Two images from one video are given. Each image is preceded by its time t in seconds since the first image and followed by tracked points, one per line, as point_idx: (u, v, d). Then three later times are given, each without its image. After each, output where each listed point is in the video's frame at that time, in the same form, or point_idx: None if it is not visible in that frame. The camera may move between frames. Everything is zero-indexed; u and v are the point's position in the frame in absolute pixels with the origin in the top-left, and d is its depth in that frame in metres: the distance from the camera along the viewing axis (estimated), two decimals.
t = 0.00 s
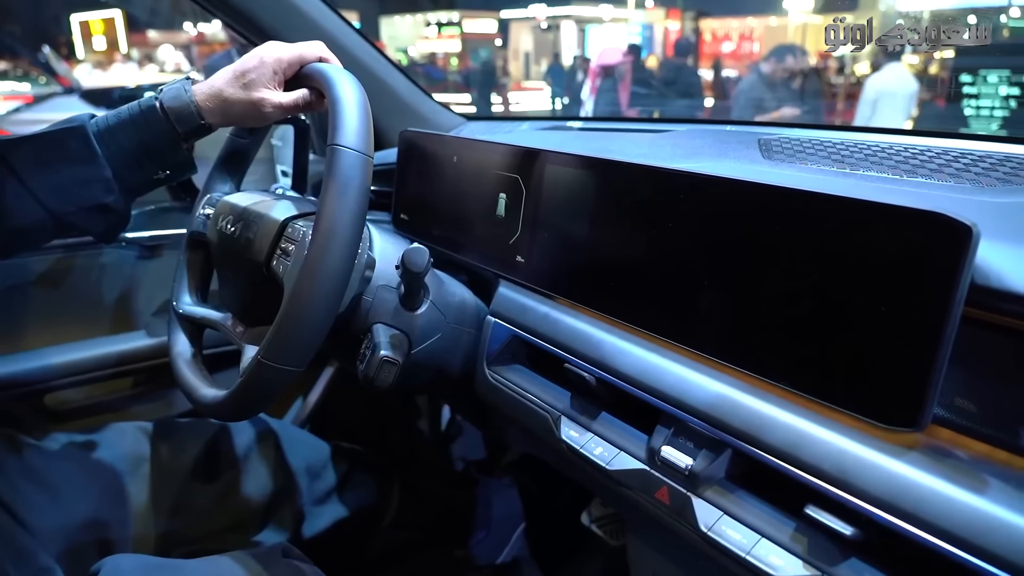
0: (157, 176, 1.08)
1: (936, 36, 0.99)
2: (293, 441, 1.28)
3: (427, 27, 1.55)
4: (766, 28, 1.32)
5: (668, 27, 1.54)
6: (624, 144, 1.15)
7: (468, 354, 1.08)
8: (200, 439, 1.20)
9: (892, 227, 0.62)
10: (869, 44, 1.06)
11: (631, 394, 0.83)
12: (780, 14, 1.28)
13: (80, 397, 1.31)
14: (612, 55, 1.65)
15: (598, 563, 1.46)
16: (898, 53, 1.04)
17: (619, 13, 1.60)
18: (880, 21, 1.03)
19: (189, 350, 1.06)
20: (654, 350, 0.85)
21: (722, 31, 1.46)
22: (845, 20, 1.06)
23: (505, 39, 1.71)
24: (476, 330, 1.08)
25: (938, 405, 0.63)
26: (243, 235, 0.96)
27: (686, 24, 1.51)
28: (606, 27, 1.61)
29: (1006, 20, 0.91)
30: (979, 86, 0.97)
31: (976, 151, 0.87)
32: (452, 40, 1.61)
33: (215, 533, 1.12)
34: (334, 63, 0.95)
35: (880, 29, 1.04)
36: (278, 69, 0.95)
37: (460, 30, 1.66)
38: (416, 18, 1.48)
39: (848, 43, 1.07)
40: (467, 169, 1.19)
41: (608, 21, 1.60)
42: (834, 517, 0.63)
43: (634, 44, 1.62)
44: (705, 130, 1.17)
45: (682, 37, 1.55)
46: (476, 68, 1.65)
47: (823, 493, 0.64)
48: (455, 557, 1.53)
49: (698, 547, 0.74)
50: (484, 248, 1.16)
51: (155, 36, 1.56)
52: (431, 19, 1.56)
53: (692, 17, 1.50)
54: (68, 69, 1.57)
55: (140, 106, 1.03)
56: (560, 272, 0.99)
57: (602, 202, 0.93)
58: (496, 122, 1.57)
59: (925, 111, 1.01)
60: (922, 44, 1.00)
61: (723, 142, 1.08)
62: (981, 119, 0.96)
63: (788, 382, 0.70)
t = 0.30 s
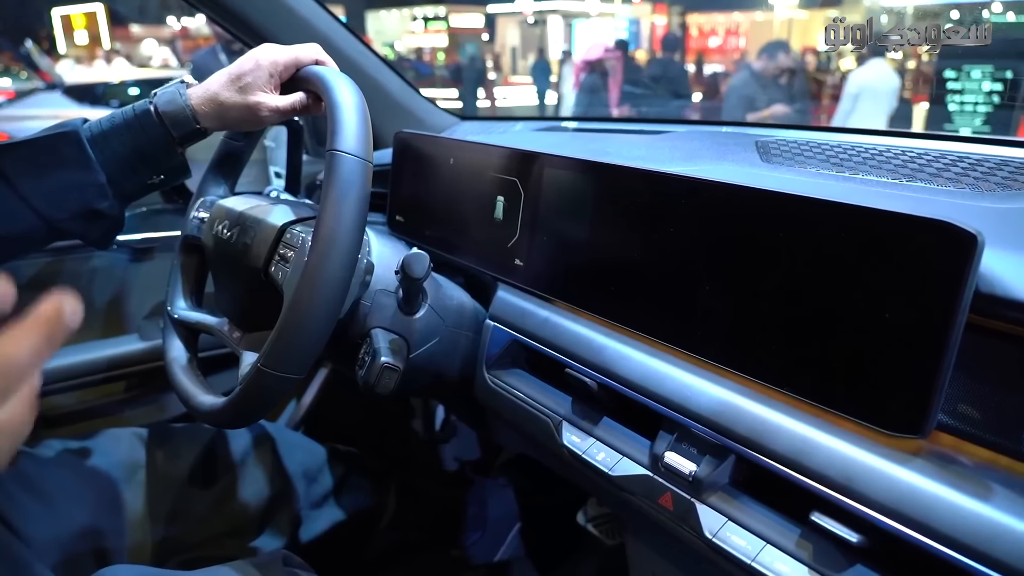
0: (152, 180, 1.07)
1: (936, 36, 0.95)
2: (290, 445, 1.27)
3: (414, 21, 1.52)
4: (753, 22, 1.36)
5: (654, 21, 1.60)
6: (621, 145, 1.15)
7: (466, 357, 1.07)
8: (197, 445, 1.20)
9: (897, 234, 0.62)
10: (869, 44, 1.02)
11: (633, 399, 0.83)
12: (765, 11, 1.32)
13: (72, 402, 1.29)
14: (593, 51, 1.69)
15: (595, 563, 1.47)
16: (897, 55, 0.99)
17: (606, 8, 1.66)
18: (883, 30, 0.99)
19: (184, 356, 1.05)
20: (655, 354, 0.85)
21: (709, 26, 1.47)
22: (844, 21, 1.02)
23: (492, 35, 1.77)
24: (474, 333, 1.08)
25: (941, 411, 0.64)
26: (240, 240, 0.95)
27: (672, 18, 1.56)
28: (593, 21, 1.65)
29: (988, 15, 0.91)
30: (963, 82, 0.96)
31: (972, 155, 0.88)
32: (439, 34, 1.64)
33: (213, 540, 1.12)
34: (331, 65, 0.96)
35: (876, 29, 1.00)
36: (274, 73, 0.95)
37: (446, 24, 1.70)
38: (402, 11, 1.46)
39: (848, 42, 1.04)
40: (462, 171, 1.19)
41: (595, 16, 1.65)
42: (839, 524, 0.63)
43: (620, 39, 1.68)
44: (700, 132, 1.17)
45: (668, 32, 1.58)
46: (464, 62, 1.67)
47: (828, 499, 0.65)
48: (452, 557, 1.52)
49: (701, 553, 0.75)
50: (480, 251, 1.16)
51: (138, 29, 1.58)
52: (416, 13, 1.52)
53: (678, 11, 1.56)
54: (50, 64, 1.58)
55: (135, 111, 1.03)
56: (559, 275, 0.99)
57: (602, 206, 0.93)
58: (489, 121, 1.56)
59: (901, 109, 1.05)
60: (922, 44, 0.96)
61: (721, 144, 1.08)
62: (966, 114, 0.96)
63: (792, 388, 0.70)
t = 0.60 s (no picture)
0: (151, 181, 1.05)
1: (936, 35, 0.91)
2: (290, 445, 1.26)
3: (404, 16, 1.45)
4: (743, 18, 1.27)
5: (645, 16, 1.59)
6: (624, 143, 1.14)
7: (471, 357, 1.06)
8: (198, 446, 1.18)
9: (914, 236, 0.62)
10: (868, 47, 1.00)
11: (643, 400, 0.83)
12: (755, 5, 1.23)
13: (70, 404, 1.28)
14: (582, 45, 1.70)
15: (596, 560, 1.46)
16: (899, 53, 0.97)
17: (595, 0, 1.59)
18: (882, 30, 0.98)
19: (186, 357, 1.04)
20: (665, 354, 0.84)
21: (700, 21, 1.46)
22: (841, 21, 1.01)
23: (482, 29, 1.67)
24: (478, 333, 1.07)
25: (957, 411, 0.63)
26: (243, 241, 0.93)
27: (663, 13, 1.58)
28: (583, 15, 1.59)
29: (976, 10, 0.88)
30: (952, 77, 0.95)
31: (980, 153, 0.88)
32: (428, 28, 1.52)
33: (215, 543, 1.11)
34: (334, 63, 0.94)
35: (877, 28, 0.98)
36: (279, 71, 0.93)
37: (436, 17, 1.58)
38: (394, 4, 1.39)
39: (847, 42, 1.02)
40: (466, 169, 1.17)
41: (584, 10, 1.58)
42: (857, 526, 0.63)
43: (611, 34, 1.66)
44: (704, 129, 1.17)
45: (657, 27, 1.60)
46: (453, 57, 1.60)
47: (844, 501, 0.64)
48: (451, 555, 1.53)
49: (713, 554, 0.75)
50: (483, 249, 1.15)
51: (126, 23, 1.56)
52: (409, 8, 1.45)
53: (669, 6, 1.56)
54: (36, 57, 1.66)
55: (136, 110, 1.00)
56: (565, 275, 0.98)
57: (609, 205, 0.92)
58: (489, 118, 1.56)
59: (886, 106, 1.05)
60: (922, 44, 0.93)
61: (726, 142, 1.07)
62: (955, 108, 0.97)
63: (806, 389, 0.70)
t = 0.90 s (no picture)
0: (156, 178, 1.03)
1: (937, 35, 0.96)
2: (294, 444, 1.26)
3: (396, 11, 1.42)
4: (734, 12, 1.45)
5: (637, 12, 1.62)
6: (632, 138, 1.12)
7: (478, 355, 1.06)
8: (201, 447, 1.17)
9: (935, 234, 0.61)
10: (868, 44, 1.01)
11: (657, 399, 0.82)
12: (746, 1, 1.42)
13: (70, 404, 1.26)
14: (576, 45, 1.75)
15: (600, 557, 1.47)
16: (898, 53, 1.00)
17: None
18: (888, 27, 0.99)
19: (190, 357, 1.03)
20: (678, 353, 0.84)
21: (692, 16, 1.52)
22: (843, 21, 1.02)
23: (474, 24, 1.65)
24: (486, 331, 1.06)
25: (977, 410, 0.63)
26: (250, 240, 0.92)
27: (656, 8, 1.61)
28: (576, 10, 1.67)
29: (967, 6, 0.93)
30: (945, 72, 0.98)
31: (992, 149, 0.87)
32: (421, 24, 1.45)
33: (221, 544, 1.10)
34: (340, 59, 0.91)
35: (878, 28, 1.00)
36: (284, 68, 0.91)
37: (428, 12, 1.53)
38: None
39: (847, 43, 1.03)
40: (473, 166, 1.16)
41: (578, 5, 1.66)
42: (878, 526, 0.63)
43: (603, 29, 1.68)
44: (711, 125, 1.16)
45: (651, 22, 1.63)
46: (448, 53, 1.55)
47: (865, 501, 0.64)
48: (454, 553, 1.50)
49: (730, 553, 0.74)
50: (488, 247, 1.14)
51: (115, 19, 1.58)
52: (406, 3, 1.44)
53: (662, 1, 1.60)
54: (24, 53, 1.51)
55: (140, 106, 0.99)
56: (575, 273, 0.98)
57: (621, 202, 0.91)
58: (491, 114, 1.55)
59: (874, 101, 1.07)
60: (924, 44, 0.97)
61: (735, 138, 1.07)
62: (947, 103, 0.98)
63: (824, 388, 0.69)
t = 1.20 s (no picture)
0: (103, 221, 1.09)
1: (936, 35, 0.94)
2: (292, 445, 1.25)
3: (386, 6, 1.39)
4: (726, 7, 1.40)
5: (629, 7, 1.61)
6: (633, 136, 1.12)
7: (480, 355, 1.05)
8: (198, 450, 1.16)
9: (945, 234, 0.61)
10: (869, 44, 1.00)
11: (664, 400, 0.82)
12: None
13: (68, 406, 1.25)
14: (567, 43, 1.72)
15: (600, 555, 1.47)
16: (899, 53, 0.99)
17: None
18: (888, 26, 0.97)
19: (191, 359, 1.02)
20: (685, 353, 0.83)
21: (684, 11, 1.52)
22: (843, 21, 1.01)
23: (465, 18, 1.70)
24: (488, 331, 1.05)
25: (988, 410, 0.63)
26: (252, 240, 0.91)
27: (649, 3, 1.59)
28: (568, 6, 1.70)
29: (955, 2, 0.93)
30: (936, 66, 0.97)
31: (996, 148, 0.87)
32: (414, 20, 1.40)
33: (220, 546, 1.09)
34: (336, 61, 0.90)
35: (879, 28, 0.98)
36: (222, 103, 0.96)
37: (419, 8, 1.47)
38: None
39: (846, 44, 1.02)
40: (474, 164, 1.16)
41: None
42: (889, 527, 0.63)
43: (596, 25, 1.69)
44: (714, 123, 1.16)
45: (643, 17, 1.61)
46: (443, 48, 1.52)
47: (875, 501, 0.64)
48: (453, 552, 1.50)
49: (738, 554, 0.74)
50: (488, 246, 1.13)
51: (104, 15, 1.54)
52: None
53: None
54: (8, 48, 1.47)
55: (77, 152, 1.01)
56: (579, 272, 0.97)
57: (624, 202, 0.91)
58: (490, 111, 1.54)
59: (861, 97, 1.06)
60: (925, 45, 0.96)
61: (737, 136, 1.06)
62: (938, 98, 0.98)
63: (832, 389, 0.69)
